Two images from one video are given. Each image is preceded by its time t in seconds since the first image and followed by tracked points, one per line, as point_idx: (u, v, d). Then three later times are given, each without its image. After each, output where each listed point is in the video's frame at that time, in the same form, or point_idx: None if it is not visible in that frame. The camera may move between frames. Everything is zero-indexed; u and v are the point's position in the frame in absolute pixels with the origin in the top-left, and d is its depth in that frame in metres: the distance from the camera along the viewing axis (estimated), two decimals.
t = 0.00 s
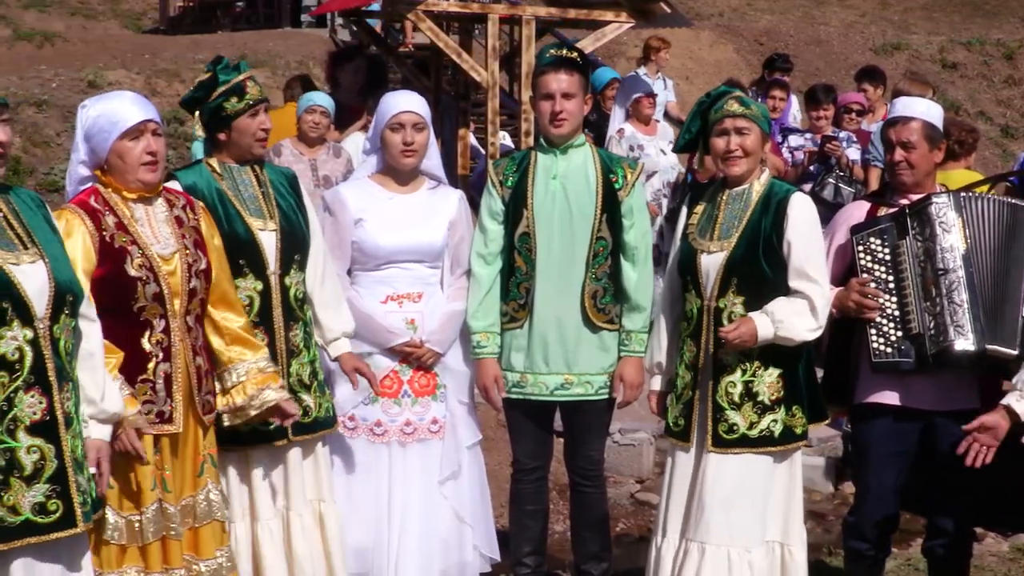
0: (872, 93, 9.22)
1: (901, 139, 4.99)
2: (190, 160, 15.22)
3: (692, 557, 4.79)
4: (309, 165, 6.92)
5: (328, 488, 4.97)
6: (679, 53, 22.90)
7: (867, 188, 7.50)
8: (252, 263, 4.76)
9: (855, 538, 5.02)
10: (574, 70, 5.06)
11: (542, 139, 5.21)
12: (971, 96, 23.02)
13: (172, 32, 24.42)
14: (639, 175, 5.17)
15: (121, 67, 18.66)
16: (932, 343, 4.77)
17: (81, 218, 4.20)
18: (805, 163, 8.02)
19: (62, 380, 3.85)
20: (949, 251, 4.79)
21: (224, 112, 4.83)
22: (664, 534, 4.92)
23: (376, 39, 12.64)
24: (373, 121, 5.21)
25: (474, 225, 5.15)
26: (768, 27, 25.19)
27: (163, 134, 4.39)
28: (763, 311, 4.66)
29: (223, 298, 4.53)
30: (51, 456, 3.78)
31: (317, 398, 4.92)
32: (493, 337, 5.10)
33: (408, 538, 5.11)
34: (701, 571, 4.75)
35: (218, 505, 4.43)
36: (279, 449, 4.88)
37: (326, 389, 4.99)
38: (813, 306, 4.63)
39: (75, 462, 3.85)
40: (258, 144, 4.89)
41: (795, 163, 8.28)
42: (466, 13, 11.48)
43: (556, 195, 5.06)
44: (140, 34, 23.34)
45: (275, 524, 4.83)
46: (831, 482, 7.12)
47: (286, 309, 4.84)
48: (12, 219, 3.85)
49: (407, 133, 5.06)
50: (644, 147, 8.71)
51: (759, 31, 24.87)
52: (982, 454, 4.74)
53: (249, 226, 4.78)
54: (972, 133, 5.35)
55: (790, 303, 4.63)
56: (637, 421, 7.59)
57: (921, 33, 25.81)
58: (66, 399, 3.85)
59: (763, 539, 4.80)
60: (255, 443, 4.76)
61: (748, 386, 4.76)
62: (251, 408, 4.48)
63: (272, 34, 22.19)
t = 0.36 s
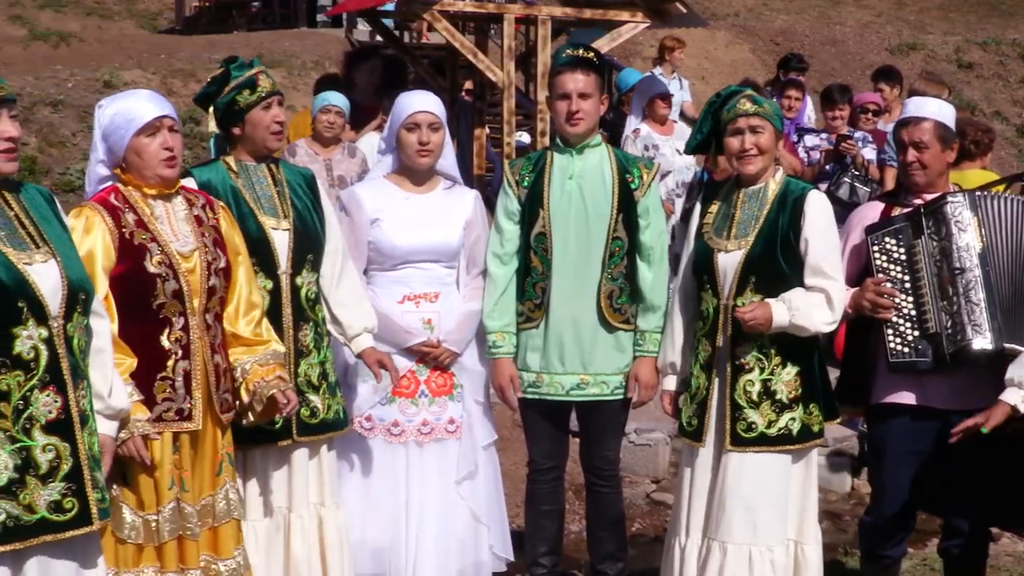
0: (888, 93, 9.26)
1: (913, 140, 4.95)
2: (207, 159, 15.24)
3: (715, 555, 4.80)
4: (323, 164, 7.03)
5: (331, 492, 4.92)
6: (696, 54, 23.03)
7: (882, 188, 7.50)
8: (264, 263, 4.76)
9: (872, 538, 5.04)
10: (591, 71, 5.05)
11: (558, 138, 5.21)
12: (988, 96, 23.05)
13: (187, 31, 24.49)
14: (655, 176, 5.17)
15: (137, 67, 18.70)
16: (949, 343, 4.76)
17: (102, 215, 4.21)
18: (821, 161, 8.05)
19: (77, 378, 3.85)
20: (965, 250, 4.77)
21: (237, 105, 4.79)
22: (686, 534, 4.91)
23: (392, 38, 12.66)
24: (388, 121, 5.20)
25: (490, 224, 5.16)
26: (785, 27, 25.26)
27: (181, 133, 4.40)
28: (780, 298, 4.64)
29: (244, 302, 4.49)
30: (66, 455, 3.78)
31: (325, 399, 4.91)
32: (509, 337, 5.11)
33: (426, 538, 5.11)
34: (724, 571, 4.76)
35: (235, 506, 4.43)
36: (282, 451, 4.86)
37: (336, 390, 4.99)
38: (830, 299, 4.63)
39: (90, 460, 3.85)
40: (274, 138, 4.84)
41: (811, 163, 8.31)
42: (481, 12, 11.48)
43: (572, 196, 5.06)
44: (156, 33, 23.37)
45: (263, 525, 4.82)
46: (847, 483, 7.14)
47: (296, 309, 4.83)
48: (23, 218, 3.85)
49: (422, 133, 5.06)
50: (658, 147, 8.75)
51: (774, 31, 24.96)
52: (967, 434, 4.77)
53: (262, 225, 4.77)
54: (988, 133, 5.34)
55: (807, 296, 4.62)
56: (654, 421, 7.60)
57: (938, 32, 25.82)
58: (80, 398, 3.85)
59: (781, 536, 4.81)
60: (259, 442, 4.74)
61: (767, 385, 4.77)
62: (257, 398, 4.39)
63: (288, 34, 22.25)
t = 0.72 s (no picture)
0: (904, 92, 9.30)
1: (929, 140, 4.94)
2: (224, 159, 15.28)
3: (725, 556, 4.80)
4: (338, 165, 7.19)
5: (342, 495, 4.93)
6: (711, 53, 23.13)
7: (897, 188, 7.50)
8: (288, 263, 4.76)
9: (887, 537, 5.04)
10: (607, 70, 5.06)
11: (575, 139, 5.22)
12: (1003, 97, 23.16)
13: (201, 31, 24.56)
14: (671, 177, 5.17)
15: (153, 67, 18.78)
16: (967, 342, 4.76)
17: (132, 211, 4.22)
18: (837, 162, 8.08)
19: (86, 380, 3.85)
20: (981, 249, 4.78)
21: (260, 100, 4.79)
22: (699, 534, 4.92)
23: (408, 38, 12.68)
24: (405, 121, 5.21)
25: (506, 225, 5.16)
26: (801, 27, 25.33)
27: (209, 135, 4.41)
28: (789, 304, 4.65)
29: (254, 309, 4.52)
30: (74, 457, 3.78)
31: (340, 401, 4.92)
32: (526, 336, 5.10)
33: (438, 538, 5.10)
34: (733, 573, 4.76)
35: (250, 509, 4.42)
36: (298, 450, 4.86)
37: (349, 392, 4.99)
38: (845, 305, 4.63)
39: (99, 462, 3.85)
40: (291, 143, 4.85)
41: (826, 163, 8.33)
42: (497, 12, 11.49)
43: (589, 196, 5.06)
44: (172, 33, 23.43)
45: (277, 526, 4.81)
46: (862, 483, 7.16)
47: (317, 309, 4.83)
48: (34, 220, 3.84)
49: (436, 134, 5.06)
50: (674, 147, 8.77)
51: (789, 30, 25.06)
52: None
53: (285, 224, 4.77)
54: (1003, 134, 5.34)
55: (822, 302, 4.63)
56: (669, 421, 7.61)
57: (954, 32, 25.88)
58: (89, 400, 3.85)
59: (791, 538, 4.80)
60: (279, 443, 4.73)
61: (782, 385, 4.77)
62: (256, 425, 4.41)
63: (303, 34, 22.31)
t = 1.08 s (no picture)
0: (920, 92, 9.31)
1: (948, 141, 4.94)
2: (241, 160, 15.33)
3: (751, 557, 4.80)
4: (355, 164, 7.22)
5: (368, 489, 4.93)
6: (725, 53, 23.16)
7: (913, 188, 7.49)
8: (308, 262, 4.76)
9: (904, 538, 5.03)
10: (623, 70, 5.05)
11: (590, 138, 5.21)
12: (1018, 97, 23.21)
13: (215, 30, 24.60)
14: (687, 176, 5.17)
15: (169, 68, 18.83)
16: (985, 341, 4.75)
17: (142, 213, 4.21)
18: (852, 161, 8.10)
19: (94, 381, 3.81)
20: (999, 248, 4.77)
21: (267, 104, 4.79)
22: (721, 534, 4.91)
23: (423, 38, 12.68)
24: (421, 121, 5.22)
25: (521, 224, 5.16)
26: (817, 27, 25.35)
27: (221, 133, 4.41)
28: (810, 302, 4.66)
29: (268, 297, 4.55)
30: (79, 458, 3.74)
31: (366, 397, 4.94)
32: (541, 336, 5.11)
33: (456, 537, 5.10)
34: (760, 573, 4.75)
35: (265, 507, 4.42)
36: (325, 449, 4.85)
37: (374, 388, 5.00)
38: (864, 302, 4.64)
39: (105, 464, 3.81)
40: (305, 140, 4.84)
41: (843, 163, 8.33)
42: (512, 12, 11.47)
43: (604, 195, 5.07)
44: (189, 34, 23.51)
45: (315, 524, 4.77)
46: (878, 483, 7.13)
47: (338, 308, 4.83)
48: (45, 221, 3.82)
49: (452, 134, 5.06)
50: (689, 147, 8.78)
51: (806, 29, 25.11)
52: None
53: (303, 224, 4.76)
54: (1021, 133, 5.33)
55: (841, 299, 4.64)
56: (685, 421, 7.62)
57: (970, 32, 25.90)
58: (98, 400, 3.82)
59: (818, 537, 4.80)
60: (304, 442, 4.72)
61: (804, 385, 4.77)
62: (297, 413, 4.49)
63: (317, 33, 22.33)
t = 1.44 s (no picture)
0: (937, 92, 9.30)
1: (965, 140, 4.94)
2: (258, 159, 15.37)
3: (769, 558, 4.78)
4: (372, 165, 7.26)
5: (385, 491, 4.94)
6: (740, 53, 23.17)
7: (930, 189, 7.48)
8: (314, 263, 4.76)
9: (920, 537, 5.04)
10: (637, 70, 5.06)
11: (606, 139, 5.21)
12: None
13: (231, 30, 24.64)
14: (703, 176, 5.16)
15: (186, 68, 18.88)
16: (1001, 342, 4.74)
17: (155, 219, 4.22)
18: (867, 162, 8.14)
19: (99, 385, 3.79)
20: (1016, 249, 4.76)
21: (276, 110, 4.80)
22: (736, 539, 4.89)
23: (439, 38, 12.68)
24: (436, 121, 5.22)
25: (536, 224, 5.17)
26: (830, 26, 25.34)
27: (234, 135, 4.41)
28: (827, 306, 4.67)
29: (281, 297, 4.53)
30: (78, 461, 3.71)
31: (375, 399, 4.91)
32: (556, 336, 5.11)
33: (472, 537, 5.11)
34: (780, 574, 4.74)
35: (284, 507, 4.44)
36: (334, 450, 4.87)
37: (388, 390, 4.97)
38: (881, 305, 4.64)
39: (106, 468, 3.78)
40: (315, 142, 4.83)
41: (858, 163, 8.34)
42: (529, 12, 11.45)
43: (620, 194, 5.07)
44: (205, 33, 23.54)
45: (320, 525, 4.81)
46: (894, 482, 7.12)
47: (346, 308, 4.84)
48: (58, 223, 3.81)
49: (469, 134, 5.06)
50: (703, 146, 8.79)
51: (822, 30, 25.10)
52: None
53: (312, 227, 4.77)
54: None
55: (858, 302, 4.64)
56: (701, 421, 7.62)
57: (987, 32, 25.91)
58: (102, 404, 3.79)
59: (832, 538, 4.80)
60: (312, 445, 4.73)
61: (824, 387, 4.77)
62: (295, 416, 4.49)
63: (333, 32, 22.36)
